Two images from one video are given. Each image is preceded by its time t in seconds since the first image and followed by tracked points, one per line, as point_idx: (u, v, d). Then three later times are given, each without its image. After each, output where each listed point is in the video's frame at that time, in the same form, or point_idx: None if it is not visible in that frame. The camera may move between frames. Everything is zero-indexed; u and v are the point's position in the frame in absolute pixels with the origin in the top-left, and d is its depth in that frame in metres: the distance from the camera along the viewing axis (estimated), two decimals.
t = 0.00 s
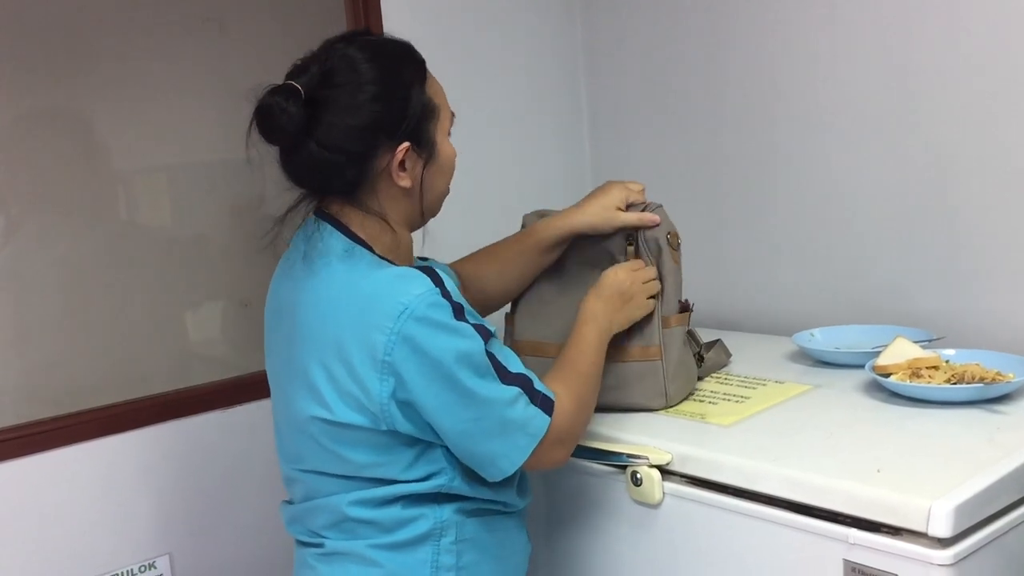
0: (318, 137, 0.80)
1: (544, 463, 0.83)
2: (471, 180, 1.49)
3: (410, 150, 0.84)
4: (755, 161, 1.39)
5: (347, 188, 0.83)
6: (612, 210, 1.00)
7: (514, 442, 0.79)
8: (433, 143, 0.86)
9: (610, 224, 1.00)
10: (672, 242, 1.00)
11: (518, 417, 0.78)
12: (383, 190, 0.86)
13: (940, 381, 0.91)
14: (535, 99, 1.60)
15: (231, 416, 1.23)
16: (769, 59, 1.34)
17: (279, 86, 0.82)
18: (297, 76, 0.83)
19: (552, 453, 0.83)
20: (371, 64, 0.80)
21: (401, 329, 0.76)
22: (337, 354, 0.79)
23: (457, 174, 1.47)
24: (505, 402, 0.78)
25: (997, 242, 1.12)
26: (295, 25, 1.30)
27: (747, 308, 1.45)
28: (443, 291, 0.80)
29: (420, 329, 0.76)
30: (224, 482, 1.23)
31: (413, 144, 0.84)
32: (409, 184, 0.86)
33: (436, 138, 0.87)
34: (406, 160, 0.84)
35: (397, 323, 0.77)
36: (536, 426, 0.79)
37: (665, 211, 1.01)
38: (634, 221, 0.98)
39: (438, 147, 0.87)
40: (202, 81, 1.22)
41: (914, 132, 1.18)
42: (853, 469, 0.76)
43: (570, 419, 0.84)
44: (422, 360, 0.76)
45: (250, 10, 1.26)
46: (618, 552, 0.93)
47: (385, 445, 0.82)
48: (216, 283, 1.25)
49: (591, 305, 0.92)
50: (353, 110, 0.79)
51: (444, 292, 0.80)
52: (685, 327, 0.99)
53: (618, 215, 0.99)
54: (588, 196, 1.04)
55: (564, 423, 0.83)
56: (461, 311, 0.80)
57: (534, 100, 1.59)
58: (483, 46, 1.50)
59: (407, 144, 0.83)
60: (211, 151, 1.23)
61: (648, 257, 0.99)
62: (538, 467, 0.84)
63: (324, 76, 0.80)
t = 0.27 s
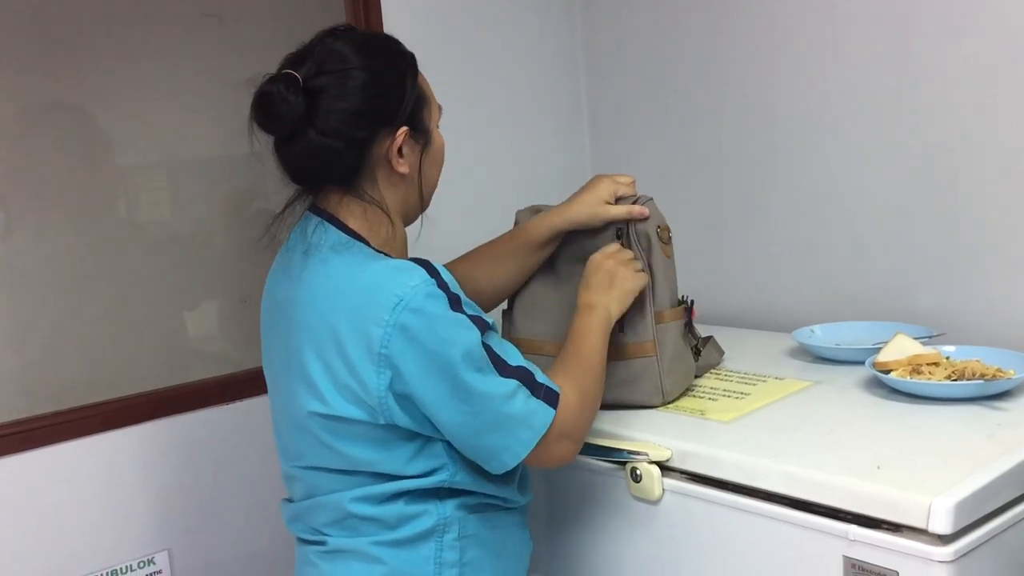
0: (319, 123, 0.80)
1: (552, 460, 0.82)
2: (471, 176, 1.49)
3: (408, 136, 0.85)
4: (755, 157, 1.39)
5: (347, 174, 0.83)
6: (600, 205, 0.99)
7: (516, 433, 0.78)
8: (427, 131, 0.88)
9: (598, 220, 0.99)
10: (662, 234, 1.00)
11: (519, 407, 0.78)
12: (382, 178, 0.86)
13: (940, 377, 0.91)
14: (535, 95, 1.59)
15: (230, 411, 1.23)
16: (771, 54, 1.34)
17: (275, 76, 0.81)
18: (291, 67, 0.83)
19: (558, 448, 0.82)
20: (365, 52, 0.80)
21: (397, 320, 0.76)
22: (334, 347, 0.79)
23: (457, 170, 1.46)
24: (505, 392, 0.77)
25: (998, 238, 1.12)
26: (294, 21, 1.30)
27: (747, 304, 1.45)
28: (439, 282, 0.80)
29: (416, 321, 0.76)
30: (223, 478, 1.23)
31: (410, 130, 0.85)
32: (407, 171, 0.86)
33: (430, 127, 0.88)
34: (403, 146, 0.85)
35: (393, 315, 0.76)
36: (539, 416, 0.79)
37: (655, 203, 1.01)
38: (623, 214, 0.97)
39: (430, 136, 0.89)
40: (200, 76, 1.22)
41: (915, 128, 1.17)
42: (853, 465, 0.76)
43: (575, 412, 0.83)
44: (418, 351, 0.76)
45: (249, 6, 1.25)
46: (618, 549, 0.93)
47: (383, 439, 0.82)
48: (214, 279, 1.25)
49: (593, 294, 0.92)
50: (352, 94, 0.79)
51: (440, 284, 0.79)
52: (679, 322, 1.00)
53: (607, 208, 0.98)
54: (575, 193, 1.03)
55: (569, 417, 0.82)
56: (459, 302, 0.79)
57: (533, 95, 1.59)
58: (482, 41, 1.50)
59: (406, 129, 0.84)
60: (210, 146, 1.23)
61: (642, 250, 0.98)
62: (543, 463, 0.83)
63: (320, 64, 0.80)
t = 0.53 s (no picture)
0: (316, 114, 0.80)
1: (541, 458, 0.77)
2: (472, 172, 1.48)
3: (406, 134, 0.84)
4: (757, 154, 1.38)
5: (341, 168, 0.83)
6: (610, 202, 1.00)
7: (504, 423, 0.75)
8: (428, 131, 0.87)
9: (607, 214, 1.00)
10: (671, 234, 0.99)
11: (507, 395, 0.75)
12: (379, 173, 0.85)
13: (941, 374, 0.91)
14: (537, 91, 1.59)
15: (230, 407, 1.23)
16: (773, 50, 1.33)
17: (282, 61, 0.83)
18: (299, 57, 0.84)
19: (552, 445, 0.77)
20: (370, 47, 0.81)
21: (382, 309, 0.76)
22: (324, 339, 0.80)
23: (458, 166, 1.46)
24: (491, 380, 0.75)
25: (1000, 235, 1.11)
26: (295, 16, 1.30)
27: (748, 301, 1.44)
28: (429, 273, 0.79)
29: (400, 308, 0.76)
30: (223, 474, 1.23)
31: (408, 128, 0.84)
32: (405, 169, 0.85)
33: (432, 127, 0.87)
34: (401, 144, 0.84)
35: (378, 304, 0.77)
36: (529, 405, 0.76)
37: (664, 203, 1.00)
38: (630, 208, 0.98)
39: (434, 137, 0.88)
40: (201, 72, 1.21)
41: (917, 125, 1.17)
42: (853, 462, 0.75)
43: (569, 407, 0.79)
44: (403, 339, 0.75)
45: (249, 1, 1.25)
46: (619, 546, 0.93)
47: (374, 431, 0.81)
48: (215, 275, 1.24)
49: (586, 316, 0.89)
50: (355, 88, 0.79)
51: (429, 274, 0.79)
52: (678, 321, 0.99)
53: (617, 204, 0.99)
54: (586, 192, 1.03)
55: (563, 411, 0.78)
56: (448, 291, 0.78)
57: (534, 91, 1.58)
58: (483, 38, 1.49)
59: (403, 126, 0.83)
60: (210, 141, 1.23)
61: (646, 249, 0.98)
62: (535, 466, 0.78)
63: (325, 56, 0.81)
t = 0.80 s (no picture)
0: (328, 109, 0.80)
1: (553, 454, 0.80)
2: (475, 169, 1.48)
3: (416, 139, 0.83)
4: (760, 151, 1.38)
5: (348, 164, 0.83)
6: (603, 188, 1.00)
7: (519, 423, 0.77)
8: (440, 138, 0.85)
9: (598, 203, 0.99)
10: (665, 229, 0.99)
11: (521, 397, 0.77)
12: (384, 175, 0.85)
13: (945, 372, 0.91)
14: (540, 88, 1.59)
15: (233, 403, 1.23)
16: (776, 47, 1.33)
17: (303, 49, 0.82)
18: (322, 48, 0.83)
19: (561, 443, 0.79)
20: (391, 49, 0.80)
21: (394, 311, 0.76)
22: (331, 337, 0.80)
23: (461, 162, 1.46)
24: (505, 384, 0.76)
25: (1003, 234, 1.11)
26: (298, 13, 1.30)
27: (751, 299, 1.44)
28: (439, 274, 0.79)
29: (412, 311, 0.76)
30: (227, 470, 1.23)
31: (419, 135, 0.83)
32: (411, 173, 0.85)
33: (445, 135, 0.86)
34: (409, 148, 0.83)
35: (389, 306, 0.76)
36: (542, 406, 0.77)
37: (657, 197, 1.00)
38: (624, 203, 0.97)
39: (446, 144, 0.86)
40: (204, 68, 1.21)
41: (920, 123, 1.17)
42: (856, 459, 0.76)
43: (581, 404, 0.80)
44: (416, 341, 0.76)
45: None
46: (621, 543, 0.93)
47: (382, 430, 0.82)
48: (218, 270, 1.25)
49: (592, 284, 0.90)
50: (367, 88, 0.79)
51: (440, 275, 0.79)
52: (678, 318, 0.99)
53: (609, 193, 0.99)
54: (586, 174, 1.05)
55: (574, 408, 0.80)
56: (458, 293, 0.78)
57: (537, 88, 1.58)
58: (486, 34, 1.49)
59: (413, 133, 0.82)
60: (213, 138, 1.23)
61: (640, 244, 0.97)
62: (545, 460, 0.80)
63: (345, 51, 0.80)
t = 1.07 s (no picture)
0: (382, 112, 0.80)
1: (557, 484, 0.79)
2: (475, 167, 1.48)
3: (465, 157, 0.82)
4: (760, 149, 1.38)
5: (394, 170, 0.83)
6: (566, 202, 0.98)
7: (528, 449, 0.76)
8: (489, 156, 0.84)
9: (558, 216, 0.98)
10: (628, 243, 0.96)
11: (534, 422, 0.76)
12: (427, 187, 0.84)
13: (946, 370, 0.91)
14: (540, 86, 1.59)
15: (233, 401, 1.23)
16: (777, 45, 1.33)
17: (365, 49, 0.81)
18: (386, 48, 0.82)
19: (561, 477, 0.79)
20: (453, 62, 0.79)
21: (421, 317, 0.76)
22: (356, 336, 0.79)
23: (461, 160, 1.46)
24: (520, 407, 0.76)
25: (1004, 232, 1.11)
26: (299, 10, 1.29)
27: (751, 297, 1.44)
28: (467, 283, 0.79)
29: (439, 319, 0.76)
30: (227, 468, 1.23)
31: (469, 153, 0.82)
32: (455, 188, 0.84)
33: (495, 153, 0.85)
34: (457, 165, 0.83)
35: (417, 312, 0.76)
36: (554, 434, 0.77)
37: (622, 212, 0.96)
38: (583, 219, 0.95)
39: (494, 162, 0.85)
40: (204, 66, 1.21)
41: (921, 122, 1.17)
42: (857, 458, 0.76)
43: (584, 437, 0.79)
44: (439, 350, 0.76)
45: None
46: (622, 541, 0.93)
47: (399, 433, 0.81)
48: (218, 269, 1.24)
49: (566, 296, 0.88)
50: (425, 97, 0.78)
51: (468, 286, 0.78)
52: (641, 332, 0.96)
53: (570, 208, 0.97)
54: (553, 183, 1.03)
55: (580, 440, 0.79)
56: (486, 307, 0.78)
57: (537, 86, 1.58)
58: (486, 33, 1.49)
59: (463, 151, 0.81)
60: (214, 136, 1.23)
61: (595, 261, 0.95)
62: (544, 490, 0.80)
63: (408, 57, 0.79)
